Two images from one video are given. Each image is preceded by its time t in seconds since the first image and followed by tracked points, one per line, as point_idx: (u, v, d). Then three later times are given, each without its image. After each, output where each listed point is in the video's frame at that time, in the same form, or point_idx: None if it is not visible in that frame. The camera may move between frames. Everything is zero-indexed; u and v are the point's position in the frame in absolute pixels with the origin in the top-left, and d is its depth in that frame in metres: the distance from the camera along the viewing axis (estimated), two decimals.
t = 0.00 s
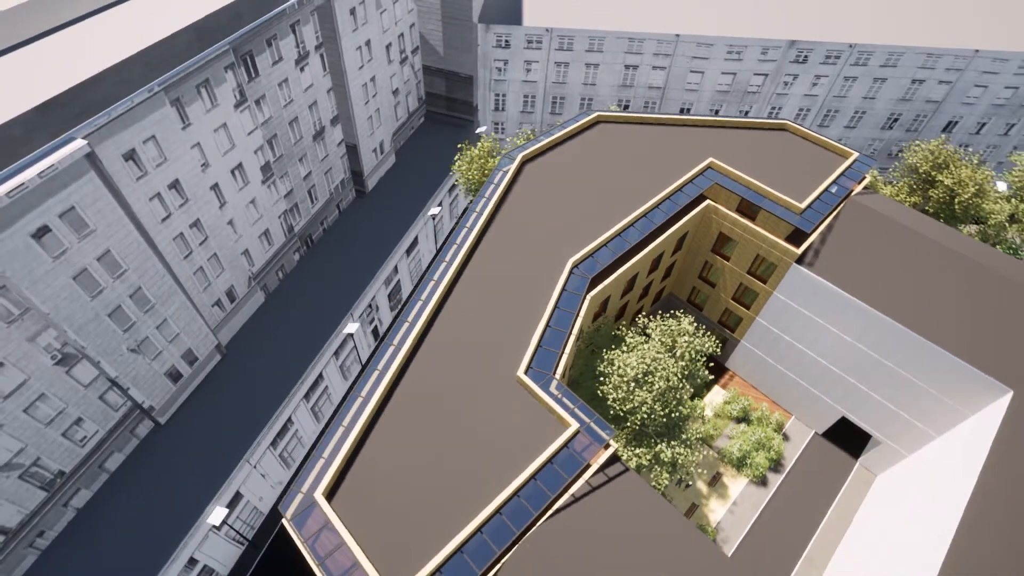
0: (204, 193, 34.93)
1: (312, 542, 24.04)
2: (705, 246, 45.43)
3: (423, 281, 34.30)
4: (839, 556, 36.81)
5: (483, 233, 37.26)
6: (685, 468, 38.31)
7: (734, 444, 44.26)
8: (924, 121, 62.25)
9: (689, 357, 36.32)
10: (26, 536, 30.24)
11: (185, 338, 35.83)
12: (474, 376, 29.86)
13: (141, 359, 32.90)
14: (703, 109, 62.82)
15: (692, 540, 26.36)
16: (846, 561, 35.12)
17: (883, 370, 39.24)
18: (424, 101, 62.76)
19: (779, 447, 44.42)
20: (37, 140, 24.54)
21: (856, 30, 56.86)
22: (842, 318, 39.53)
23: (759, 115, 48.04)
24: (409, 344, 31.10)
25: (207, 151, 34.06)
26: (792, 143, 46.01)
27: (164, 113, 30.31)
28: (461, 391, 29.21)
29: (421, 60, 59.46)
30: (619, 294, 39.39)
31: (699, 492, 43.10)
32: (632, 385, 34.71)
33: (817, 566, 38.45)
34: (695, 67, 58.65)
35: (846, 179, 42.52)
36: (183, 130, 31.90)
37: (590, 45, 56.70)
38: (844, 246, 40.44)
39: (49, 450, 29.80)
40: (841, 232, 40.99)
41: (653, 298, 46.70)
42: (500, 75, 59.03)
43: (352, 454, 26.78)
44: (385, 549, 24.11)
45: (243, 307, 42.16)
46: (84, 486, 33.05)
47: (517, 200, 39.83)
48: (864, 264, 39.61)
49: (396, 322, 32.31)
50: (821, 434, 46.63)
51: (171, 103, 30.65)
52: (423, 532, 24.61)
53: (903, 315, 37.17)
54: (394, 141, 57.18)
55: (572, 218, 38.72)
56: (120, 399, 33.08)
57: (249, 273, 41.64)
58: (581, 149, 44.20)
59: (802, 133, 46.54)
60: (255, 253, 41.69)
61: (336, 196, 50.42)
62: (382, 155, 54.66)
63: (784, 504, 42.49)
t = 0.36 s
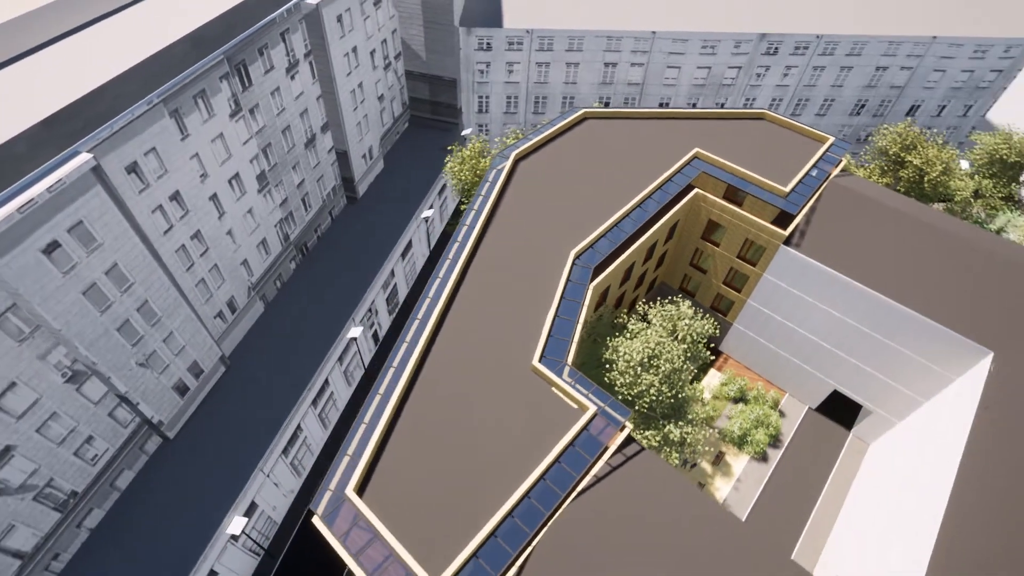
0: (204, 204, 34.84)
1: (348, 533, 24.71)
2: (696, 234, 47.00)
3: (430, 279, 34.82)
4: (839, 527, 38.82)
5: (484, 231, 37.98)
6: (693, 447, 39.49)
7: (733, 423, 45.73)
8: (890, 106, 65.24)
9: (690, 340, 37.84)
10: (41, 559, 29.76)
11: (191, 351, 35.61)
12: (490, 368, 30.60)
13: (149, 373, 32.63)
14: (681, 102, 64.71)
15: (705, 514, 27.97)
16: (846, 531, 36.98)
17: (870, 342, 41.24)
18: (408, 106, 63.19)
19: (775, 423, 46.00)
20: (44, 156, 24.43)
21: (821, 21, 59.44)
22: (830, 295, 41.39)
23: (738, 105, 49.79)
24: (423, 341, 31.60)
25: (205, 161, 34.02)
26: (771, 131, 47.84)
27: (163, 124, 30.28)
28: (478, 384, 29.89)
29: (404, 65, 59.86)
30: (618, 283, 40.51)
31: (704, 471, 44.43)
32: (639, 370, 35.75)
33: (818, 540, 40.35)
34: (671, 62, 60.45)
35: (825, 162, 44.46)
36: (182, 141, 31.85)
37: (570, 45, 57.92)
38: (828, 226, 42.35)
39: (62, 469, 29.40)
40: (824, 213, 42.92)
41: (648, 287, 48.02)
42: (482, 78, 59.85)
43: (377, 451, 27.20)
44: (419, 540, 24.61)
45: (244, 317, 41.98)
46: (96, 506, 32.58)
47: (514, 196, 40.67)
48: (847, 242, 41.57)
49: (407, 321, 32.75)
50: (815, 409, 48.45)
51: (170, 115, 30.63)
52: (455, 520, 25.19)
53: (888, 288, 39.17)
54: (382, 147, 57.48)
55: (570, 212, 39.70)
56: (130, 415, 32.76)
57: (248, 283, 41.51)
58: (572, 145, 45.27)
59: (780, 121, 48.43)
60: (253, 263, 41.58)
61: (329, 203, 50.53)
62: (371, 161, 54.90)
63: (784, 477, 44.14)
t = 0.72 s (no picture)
0: (205, 213, 34.86)
1: (380, 522, 25.17)
2: (685, 222, 48.62)
3: (436, 276, 35.46)
4: (837, 497, 40.12)
5: (485, 227, 38.78)
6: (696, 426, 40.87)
7: (731, 402, 47.24)
8: (856, 93, 68.17)
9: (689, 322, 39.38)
10: None
11: (198, 360, 35.53)
12: (503, 359, 31.42)
13: (160, 384, 32.52)
14: (660, 97, 66.52)
15: (718, 484, 29.15)
16: (845, 500, 38.30)
17: (856, 317, 43.19)
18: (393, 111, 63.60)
19: (770, 400, 47.71)
20: (53, 167, 24.44)
21: (789, 13, 61.88)
22: (817, 274, 43.25)
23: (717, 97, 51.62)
24: (435, 336, 32.20)
25: (205, 170, 34.10)
26: (751, 120, 49.76)
27: (165, 134, 30.37)
28: (493, 375, 30.67)
29: (387, 70, 60.29)
30: (616, 272, 41.67)
31: (705, 450, 45.79)
32: (642, 354, 36.80)
33: (818, 510, 41.79)
34: (648, 58, 62.21)
35: (803, 147, 46.49)
36: (183, 150, 31.93)
37: (550, 45, 59.26)
38: (810, 208, 44.39)
39: (78, 485, 29.15)
40: (806, 196, 45.01)
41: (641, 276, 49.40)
42: (466, 80, 60.75)
43: (401, 444, 27.72)
44: (449, 526, 25.21)
45: (246, 326, 41.91)
46: (111, 521, 32.31)
47: (511, 193, 41.58)
48: (829, 222, 43.62)
49: (417, 317, 33.32)
50: (806, 385, 50.41)
51: (171, 124, 30.74)
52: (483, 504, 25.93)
53: (870, 263, 41.15)
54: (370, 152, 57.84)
55: (566, 206, 40.80)
56: (141, 427, 32.59)
57: (249, 291, 41.47)
58: (561, 141, 46.42)
59: (758, 110, 50.39)
60: (253, 271, 41.59)
61: (322, 209, 50.70)
62: (360, 165, 55.21)
63: (782, 450, 45.89)
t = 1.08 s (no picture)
0: (207, 220, 34.98)
1: (409, 508, 25.94)
2: (674, 211, 50.42)
3: (442, 272, 36.21)
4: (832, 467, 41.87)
5: (485, 223, 39.65)
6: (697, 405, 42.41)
7: (727, 381, 48.91)
8: (825, 82, 70.97)
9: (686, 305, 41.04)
10: None
11: (206, 367, 35.57)
12: (513, 347, 32.27)
13: (172, 392, 32.54)
14: (639, 92, 68.29)
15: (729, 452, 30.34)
16: (841, 467, 40.03)
17: (842, 293, 45.17)
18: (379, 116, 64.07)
19: (764, 378, 49.49)
20: (63, 175, 24.57)
21: (758, 8, 64.28)
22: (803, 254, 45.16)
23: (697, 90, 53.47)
24: (446, 329, 32.94)
25: (205, 177, 34.26)
26: (731, 110, 51.68)
27: (167, 142, 30.55)
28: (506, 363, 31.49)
29: (372, 75, 60.76)
30: (612, 261, 42.97)
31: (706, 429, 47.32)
32: (643, 337, 38.04)
33: (814, 483, 43.47)
34: (627, 55, 63.94)
35: (782, 134, 48.52)
36: (184, 157, 32.09)
37: (532, 44, 60.50)
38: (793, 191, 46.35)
39: (96, 496, 29.08)
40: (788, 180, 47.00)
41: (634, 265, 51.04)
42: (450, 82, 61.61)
43: (423, 433, 28.39)
44: (477, 508, 25.90)
45: (249, 332, 41.96)
46: (128, 532, 32.19)
47: (507, 189, 42.56)
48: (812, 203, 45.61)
49: (427, 313, 34.01)
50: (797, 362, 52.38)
51: (173, 131, 30.94)
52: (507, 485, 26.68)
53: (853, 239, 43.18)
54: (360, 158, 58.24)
55: (561, 198, 41.90)
56: (153, 437, 32.57)
57: (250, 297, 41.53)
58: (551, 137, 47.61)
59: (737, 100, 52.35)
60: (253, 278, 41.67)
61: (316, 214, 50.93)
62: (351, 170, 55.56)
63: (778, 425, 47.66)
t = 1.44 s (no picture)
0: (210, 225, 35.24)
1: (434, 491, 26.61)
2: (662, 200, 51.88)
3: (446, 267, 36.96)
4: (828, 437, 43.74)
5: (483, 218, 40.53)
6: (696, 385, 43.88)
7: (721, 362, 50.54)
8: (797, 73, 73.70)
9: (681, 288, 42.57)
10: None
11: (216, 371, 35.74)
12: (520, 335, 33.22)
13: (185, 396, 32.69)
14: (620, 88, 69.98)
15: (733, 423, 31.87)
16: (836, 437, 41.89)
17: (826, 272, 47.24)
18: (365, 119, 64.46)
19: (756, 357, 51.29)
20: (76, 182, 24.80)
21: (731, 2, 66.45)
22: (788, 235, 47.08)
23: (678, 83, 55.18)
24: (455, 320, 33.71)
25: (208, 182, 34.54)
26: (712, 101, 53.52)
27: (172, 148, 30.88)
28: (516, 350, 32.44)
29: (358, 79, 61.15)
30: (608, 250, 44.32)
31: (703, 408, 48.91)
32: (643, 321, 39.42)
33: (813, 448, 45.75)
34: (607, 52, 65.54)
35: (762, 122, 50.44)
36: (188, 163, 32.39)
37: (515, 45, 61.68)
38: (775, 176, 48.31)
39: (116, 502, 29.13)
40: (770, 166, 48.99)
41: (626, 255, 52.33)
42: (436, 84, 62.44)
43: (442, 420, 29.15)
44: (499, 488, 26.85)
45: (253, 337, 42.13)
46: (146, 539, 32.24)
47: (502, 184, 43.52)
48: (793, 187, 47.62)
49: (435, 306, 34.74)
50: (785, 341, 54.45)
51: (176, 138, 31.27)
52: (527, 465, 27.68)
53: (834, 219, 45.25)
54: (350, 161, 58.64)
55: (556, 192, 43.06)
56: (168, 442, 32.67)
57: (253, 301, 41.72)
58: (541, 133, 48.76)
59: (717, 92, 54.20)
60: (255, 282, 41.87)
61: (311, 218, 51.23)
62: (343, 174, 55.95)
63: (772, 401, 49.58)
